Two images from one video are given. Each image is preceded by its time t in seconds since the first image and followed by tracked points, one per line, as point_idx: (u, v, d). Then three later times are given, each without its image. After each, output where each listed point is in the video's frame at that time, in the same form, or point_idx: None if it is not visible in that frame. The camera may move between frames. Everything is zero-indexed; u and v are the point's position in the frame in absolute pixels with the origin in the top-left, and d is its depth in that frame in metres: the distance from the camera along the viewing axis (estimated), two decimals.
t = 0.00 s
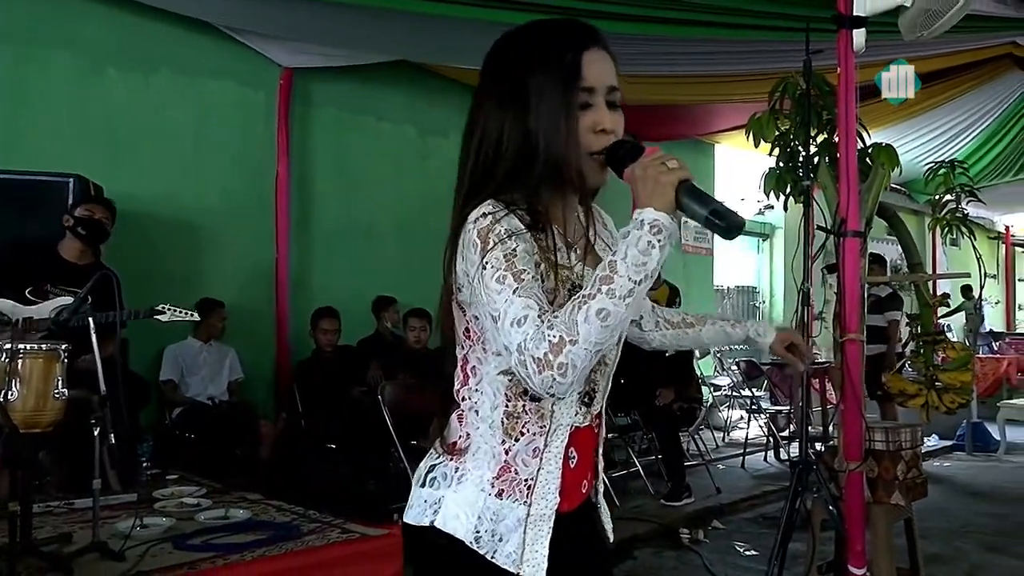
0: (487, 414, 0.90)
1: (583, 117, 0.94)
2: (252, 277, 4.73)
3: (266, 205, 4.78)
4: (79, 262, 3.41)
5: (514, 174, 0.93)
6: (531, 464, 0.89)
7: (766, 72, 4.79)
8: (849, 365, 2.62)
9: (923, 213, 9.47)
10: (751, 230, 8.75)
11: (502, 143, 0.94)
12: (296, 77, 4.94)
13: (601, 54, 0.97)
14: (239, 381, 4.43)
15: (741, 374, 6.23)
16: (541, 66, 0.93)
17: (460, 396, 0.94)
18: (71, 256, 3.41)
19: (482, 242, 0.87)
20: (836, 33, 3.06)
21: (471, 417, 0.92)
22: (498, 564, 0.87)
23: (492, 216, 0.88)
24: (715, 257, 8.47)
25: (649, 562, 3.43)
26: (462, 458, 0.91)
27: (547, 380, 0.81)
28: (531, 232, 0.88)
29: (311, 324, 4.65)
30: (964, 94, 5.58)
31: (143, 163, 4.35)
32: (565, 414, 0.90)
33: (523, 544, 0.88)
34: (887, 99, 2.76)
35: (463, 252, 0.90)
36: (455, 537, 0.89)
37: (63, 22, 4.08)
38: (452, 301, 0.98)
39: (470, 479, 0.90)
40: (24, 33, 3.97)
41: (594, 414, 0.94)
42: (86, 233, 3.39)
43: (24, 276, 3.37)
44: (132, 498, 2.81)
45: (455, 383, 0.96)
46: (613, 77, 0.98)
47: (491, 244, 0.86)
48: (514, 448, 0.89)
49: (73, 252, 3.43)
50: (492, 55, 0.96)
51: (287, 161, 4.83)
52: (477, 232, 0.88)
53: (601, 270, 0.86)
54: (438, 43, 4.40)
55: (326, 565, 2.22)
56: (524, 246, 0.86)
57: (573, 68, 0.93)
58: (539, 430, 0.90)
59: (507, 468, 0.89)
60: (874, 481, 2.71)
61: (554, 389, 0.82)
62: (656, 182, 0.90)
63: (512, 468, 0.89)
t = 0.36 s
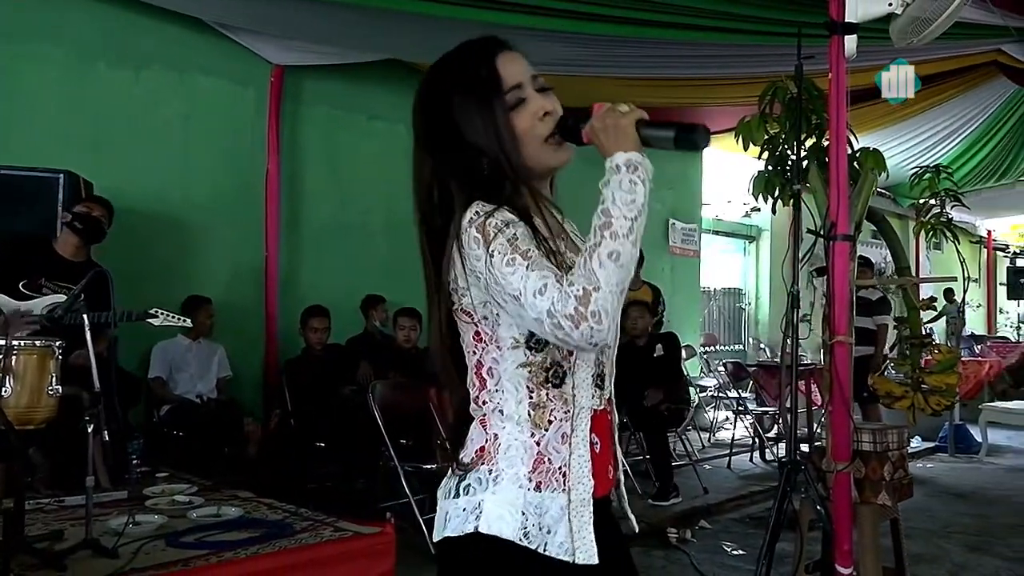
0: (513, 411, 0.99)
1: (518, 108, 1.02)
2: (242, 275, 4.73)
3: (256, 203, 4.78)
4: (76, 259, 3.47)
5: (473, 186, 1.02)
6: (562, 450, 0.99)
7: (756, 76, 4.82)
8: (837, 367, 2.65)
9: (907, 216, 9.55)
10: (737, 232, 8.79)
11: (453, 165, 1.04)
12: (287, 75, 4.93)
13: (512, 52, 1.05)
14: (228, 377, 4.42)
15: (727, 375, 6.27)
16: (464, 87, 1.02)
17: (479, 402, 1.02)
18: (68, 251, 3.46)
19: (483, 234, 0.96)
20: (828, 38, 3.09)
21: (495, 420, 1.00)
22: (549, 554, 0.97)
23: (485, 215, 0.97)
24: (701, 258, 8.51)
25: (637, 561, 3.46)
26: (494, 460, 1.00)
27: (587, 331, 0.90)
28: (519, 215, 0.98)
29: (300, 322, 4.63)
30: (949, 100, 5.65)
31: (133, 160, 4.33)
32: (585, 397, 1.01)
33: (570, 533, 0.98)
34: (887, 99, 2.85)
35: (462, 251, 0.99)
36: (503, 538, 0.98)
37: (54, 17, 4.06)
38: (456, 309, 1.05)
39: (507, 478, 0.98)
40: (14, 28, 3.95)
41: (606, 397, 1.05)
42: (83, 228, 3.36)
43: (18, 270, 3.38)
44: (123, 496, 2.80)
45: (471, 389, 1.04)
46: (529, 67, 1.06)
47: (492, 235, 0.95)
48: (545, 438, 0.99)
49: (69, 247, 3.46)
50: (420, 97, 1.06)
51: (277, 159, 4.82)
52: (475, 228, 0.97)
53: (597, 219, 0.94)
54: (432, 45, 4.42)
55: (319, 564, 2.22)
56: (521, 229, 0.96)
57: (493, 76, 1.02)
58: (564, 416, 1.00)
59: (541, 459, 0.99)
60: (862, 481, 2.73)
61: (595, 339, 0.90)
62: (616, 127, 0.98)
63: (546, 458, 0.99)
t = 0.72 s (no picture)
0: (487, 407, 1.02)
1: (465, 119, 1.07)
2: (228, 270, 4.71)
3: (242, 199, 4.76)
4: (56, 251, 3.45)
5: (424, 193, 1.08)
6: (540, 441, 1.03)
7: (743, 76, 4.85)
8: (823, 366, 2.68)
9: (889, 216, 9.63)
10: (722, 231, 8.83)
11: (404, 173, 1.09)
12: (274, 70, 4.92)
13: (463, 63, 1.11)
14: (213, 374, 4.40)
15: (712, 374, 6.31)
16: (415, 96, 1.08)
17: (454, 403, 1.05)
18: (47, 244, 3.43)
19: (441, 237, 1.02)
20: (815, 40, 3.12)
21: (470, 419, 1.03)
22: (537, 546, 0.99)
23: (440, 222, 1.04)
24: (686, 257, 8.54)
25: (622, 558, 3.48)
26: (472, 460, 1.02)
27: (555, 318, 0.95)
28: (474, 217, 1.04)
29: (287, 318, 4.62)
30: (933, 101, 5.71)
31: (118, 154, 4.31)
32: (559, 388, 1.05)
33: (554, 523, 1.01)
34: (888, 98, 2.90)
35: (422, 255, 1.05)
36: (490, 535, 0.99)
37: (38, 9, 4.02)
38: (422, 313, 1.09)
39: (488, 474, 1.01)
40: None
41: (580, 389, 1.09)
42: (58, 218, 3.38)
43: None
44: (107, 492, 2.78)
45: (444, 391, 1.07)
46: (480, 77, 1.11)
47: (450, 238, 1.02)
48: (522, 429, 1.02)
49: (48, 241, 3.44)
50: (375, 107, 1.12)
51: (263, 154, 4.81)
52: (432, 232, 1.04)
53: (554, 214, 1.01)
54: (420, 43, 4.42)
55: (307, 561, 2.22)
56: (478, 229, 1.02)
57: (443, 87, 1.07)
58: (539, 407, 1.03)
59: (520, 452, 1.02)
60: (845, 478, 2.78)
61: (562, 325, 0.96)
62: (563, 127, 1.04)
63: (525, 451, 1.02)
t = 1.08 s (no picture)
0: (459, 415, 1.03)
1: (439, 127, 1.10)
2: (208, 265, 4.67)
3: (223, 194, 4.73)
4: (31, 242, 3.43)
5: (389, 195, 1.09)
6: (516, 446, 1.03)
7: (727, 77, 4.89)
8: (803, 365, 2.71)
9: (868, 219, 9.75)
10: (704, 231, 8.89)
11: (370, 171, 1.10)
12: (258, 64, 4.89)
13: (448, 71, 1.14)
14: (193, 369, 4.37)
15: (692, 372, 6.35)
16: (393, 97, 1.10)
17: (429, 413, 1.06)
18: (21, 236, 3.42)
19: (403, 264, 1.02)
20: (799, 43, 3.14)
21: (444, 426, 1.04)
22: (510, 551, 1.00)
23: (402, 245, 1.04)
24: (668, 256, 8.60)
25: (602, 554, 3.50)
26: (448, 467, 1.03)
27: (512, 355, 0.96)
28: (438, 239, 1.04)
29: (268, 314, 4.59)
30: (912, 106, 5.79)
31: (98, 146, 4.26)
32: (534, 393, 1.06)
33: (529, 528, 1.01)
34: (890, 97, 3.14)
35: (384, 279, 1.05)
36: (465, 541, 1.00)
37: None
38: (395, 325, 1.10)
39: (463, 480, 1.01)
40: None
41: (555, 393, 1.10)
42: (30, 208, 3.35)
43: None
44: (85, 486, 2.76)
45: (419, 400, 1.08)
46: (463, 87, 1.14)
47: (410, 263, 1.02)
48: (495, 436, 1.02)
49: (23, 233, 3.42)
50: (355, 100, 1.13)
51: (245, 149, 4.78)
52: (394, 258, 1.04)
53: (518, 247, 1.01)
54: (405, 40, 4.42)
55: (289, 556, 2.22)
56: (440, 252, 1.02)
57: (424, 91, 1.10)
58: (513, 413, 1.04)
59: (494, 458, 1.02)
60: (824, 476, 2.81)
61: (519, 361, 0.97)
62: (532, 157, 1.04)
63: (499, 457, 1.02)
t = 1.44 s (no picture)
0: (472, 395, 1.03)
1: (466, 99, 1.10)
2: (191, 260, 4.64)
3: (206, 188, 4.69)
4: (8, 238, 3.39)
5: (416, 170, 1.10)
6: (525, 431, 1.03)
7: (710, 74, 4.91)
8: (786, 361, 2.73)
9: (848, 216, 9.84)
10: (686, 227, 8.92)
11: (400, 146, 1.11)
12: (240, 58, 4.85)
13: (477, 43, 1.14)
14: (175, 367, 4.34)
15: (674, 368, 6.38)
16: (422, 70, 1.11)
17: (444, 390, 1.07)
18: None
19: (421, 243, 1.03)
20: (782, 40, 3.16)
21: (457, 405, 1.05)
22: (511, 533, 1.00)
23: (423, 222, 1.04)
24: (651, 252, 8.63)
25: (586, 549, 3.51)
26: (457, 444, 1.03)
27: (518, 339, 0.96)
28: (459, 219, 1.04)
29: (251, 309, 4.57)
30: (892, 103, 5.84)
31: (78, 139, 4.22)
32: (549, 378, 1.06)
33: (532, 512, 1.01)
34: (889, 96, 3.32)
35: (405, 258, 1.06)
36: (466, 518, 1.00)
37: None
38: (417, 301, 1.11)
39: (470, 459, 1.02)
40: None
41: (570, 380, 1.10)
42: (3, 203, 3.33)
43: None
44: (67, 483, 2.73)
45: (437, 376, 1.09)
46: (492, 59, 1.13)
47: (429, 243, 1.02)
48: (505, 419, 1.03)
49: None
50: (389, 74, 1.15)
51: (228, 142, 4.74)
52: (414, 237, 1.04)
53: (529, 229, 1.00)
54: (387, 35, 4.40)
55: (274, 551, 2.21)
56: (459, 232, 1.02)
57: (449, 64, 1.10)
58: (525, 397, 1.04)
59: (502, 441, 1.02)
60: (806, 470, 2.83)
61: (526, 345, 0.96)
62: (547, 135, 1.01)
63: (508, 440, 1.02)
